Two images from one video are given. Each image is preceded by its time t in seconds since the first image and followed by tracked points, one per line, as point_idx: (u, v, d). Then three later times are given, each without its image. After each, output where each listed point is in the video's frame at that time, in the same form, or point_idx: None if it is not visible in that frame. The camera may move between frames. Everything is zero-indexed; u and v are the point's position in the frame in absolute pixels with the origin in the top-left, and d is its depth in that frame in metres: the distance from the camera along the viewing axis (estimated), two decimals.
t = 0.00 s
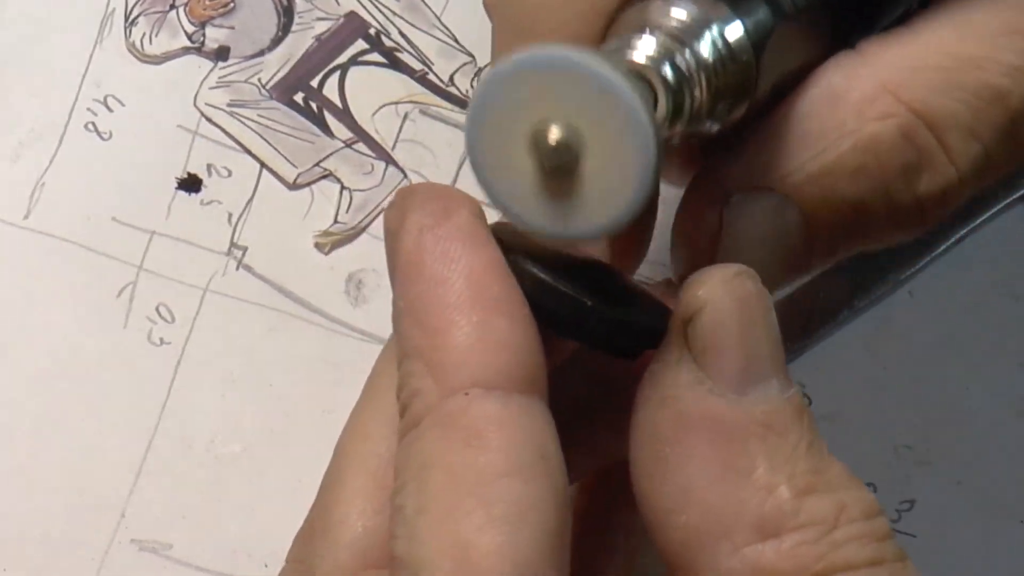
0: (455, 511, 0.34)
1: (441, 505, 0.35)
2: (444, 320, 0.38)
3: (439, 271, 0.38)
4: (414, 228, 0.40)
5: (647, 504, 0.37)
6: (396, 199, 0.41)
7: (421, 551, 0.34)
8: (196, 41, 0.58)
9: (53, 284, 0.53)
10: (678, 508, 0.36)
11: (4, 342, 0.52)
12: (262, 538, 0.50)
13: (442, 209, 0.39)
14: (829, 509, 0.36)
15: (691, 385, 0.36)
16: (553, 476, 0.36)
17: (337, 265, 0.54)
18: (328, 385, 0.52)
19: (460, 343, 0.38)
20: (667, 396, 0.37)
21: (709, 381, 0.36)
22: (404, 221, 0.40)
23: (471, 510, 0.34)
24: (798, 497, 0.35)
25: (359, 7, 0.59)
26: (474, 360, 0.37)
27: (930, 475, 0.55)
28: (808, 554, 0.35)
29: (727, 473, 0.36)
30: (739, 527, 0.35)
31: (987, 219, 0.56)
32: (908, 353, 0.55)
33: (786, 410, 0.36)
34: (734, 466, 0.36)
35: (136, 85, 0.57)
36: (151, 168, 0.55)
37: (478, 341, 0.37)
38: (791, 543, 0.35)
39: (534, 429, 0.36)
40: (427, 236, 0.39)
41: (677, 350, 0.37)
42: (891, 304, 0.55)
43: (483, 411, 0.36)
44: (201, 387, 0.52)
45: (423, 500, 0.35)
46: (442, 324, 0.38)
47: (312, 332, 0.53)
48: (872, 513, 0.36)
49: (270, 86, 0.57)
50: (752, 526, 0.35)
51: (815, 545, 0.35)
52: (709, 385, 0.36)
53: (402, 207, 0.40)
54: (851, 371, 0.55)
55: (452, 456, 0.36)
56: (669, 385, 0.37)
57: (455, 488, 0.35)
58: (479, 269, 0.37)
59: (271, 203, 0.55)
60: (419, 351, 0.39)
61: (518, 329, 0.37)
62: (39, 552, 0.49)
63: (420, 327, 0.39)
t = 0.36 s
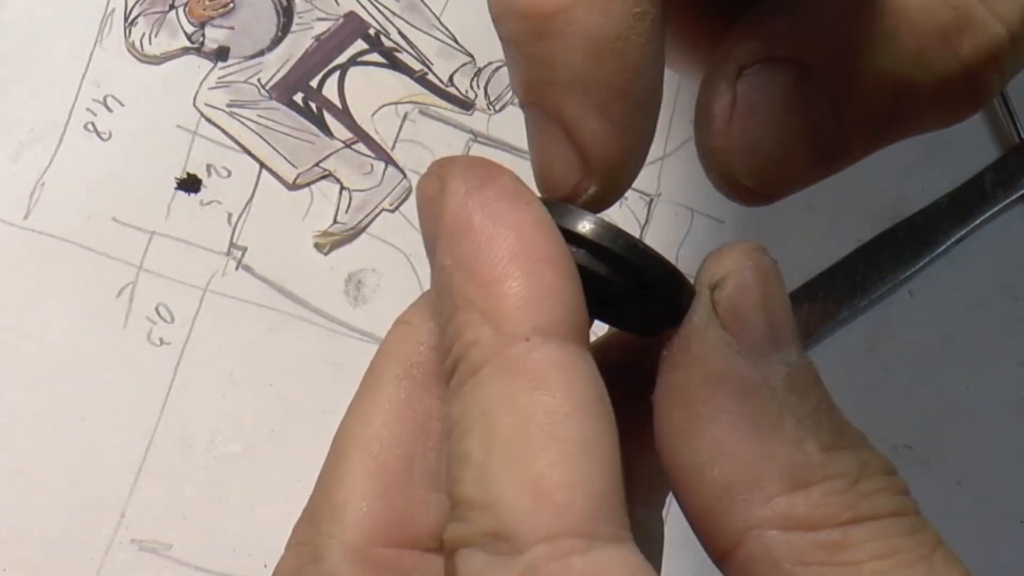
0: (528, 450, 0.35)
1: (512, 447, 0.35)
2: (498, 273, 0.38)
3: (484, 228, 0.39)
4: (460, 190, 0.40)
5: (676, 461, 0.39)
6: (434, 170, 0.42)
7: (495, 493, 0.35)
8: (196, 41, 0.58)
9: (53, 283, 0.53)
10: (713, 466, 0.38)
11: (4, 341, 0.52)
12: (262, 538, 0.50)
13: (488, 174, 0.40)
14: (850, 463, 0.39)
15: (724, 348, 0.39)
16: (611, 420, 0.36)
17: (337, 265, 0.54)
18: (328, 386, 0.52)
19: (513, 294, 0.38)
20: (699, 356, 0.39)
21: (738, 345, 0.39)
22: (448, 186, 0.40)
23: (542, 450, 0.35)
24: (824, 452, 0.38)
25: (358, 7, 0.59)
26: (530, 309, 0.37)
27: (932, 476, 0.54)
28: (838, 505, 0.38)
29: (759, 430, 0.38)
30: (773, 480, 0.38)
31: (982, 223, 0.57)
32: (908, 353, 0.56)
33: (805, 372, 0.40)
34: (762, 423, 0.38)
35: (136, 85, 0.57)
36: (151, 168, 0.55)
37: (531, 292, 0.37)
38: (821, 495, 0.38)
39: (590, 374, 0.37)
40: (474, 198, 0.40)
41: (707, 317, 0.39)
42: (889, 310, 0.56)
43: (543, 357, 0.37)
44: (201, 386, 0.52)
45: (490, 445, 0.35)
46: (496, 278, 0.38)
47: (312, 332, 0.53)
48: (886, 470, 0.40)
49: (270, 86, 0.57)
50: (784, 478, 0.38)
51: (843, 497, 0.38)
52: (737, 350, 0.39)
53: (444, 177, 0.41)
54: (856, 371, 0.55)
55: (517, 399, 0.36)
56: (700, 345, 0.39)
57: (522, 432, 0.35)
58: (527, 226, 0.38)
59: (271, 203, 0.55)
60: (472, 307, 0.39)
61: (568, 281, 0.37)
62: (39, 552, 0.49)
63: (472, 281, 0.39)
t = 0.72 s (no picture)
0: (581, 394, 0.35)
1: (565, 392, 0.35)
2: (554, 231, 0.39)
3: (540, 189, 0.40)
4: (517, 154, 0.41)
5: (724, 420, 0.38)
6: (491, 139, 0.43)
7: (547, 436, 0.35)
8: (196, 41, 0.58)
9: (54, 284, 0.53)
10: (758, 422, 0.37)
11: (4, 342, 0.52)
12: (262, 538, 0.50)
13: (543, 140, 0.41)
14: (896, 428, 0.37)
15: (773, 310, 0.37)
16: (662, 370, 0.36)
17: (337, 265, 0.54)
18: (329, 386, 0.52)
19: (567, 248, 0.38)
20: (747, 314, 0.37)
21: (788, 304, 0.37)
22: (504, 151, 0.41)
23: (595, 395, 0.35)
24: (870, 414, 0.37)
25: (359, 7, 0.59)
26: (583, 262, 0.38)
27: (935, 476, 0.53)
28: (880, 466, 0.36)
29: (804, 390, 0.37)
30: (816, 438, 0.37)
31: (982, 224, 0.57)
32: (908, 352, 0.55)
33: (856, 333, 0.37)
34: (808, 382, 0.37)
35: (136, 85, 0.57)
36: (152, 168, 0.55)
37: (585, 245, 0.38)
38: (863, 457, 0.36)
39: (642, 326, 0.37)
40: (531, 160, 0.40)
41: (758, 276, 0.37)
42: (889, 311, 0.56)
43: (597, 309, 0.37)
44: (201, 387, 0.52)
45: (544, 390, 0.35)
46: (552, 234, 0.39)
47: (312, 332, 0.53)
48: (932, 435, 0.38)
49: (270, 86, 0.57)
50: (827, 438, 0.37)
51: (885, 459, 0.36)
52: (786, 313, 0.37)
53: (500, 144, 0.42)
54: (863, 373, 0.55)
55: (571, 346, 0.36)
56: (748, 304, 0.37)
57: (575, 378, 0.35)
58: (582, 183, 0.39)
59: (271, 203, 0.55)
60: (529, 262, 0.39)
61: (620, 235, 0.38)
62: (39, 552, 0.49)
63: (529, 237, 0.39)
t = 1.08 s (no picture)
0: (566, 400, 0.34)
1: (550, 396, 0.35)
2: (548, 237, 0.38)
3: (536, 195, 0.39)
4: (517, 163, 0.41)
5: (722, 415, 0.38)
6: (495, 148, 0.43)
7: (529, 440, 0.34)
8: (196, 42, 0.58)
9: (54, 284, 0.53)
10: (756, 417, 0.37)
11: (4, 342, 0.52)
12: (262, 538, 0.50)
13: (544, 148, 0.41)
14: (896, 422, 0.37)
15: (775, 301, 0.37)
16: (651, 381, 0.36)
17: (337, 265, 0.54)
18: (329, 387, 0.52)
19: (559, 256, 0.38)
20: (749, 306, 0.37)
21: (790, 298, 0.37)
22: (505, 161, 0.41)
23: (580, 401, 0.34)
24: (870, 408, 0.36)
25: (359, 7, 0.59)
26: (574, 270, 0.37)
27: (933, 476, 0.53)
28: (879, 460, 0.36)
29: (804, 382, 0.36)
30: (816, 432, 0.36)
31: (982, 223, 0.57)
32: (908, 352, 0.55)
33: (856, 329, 0.37)
34: (808, 375, 0.36)
35: (136, 85, 0.57)
36: (152, 168, 0.55)
37: (578, 254, 0.37)
38: (864, 451, 0.36)
39: (631, 335, 0.36)
40: (530, 169, 0.40)
41: (759, 270, 0.37)
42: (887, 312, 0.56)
43: (586, 314, 0.36)
44: (202, 387, 0.52)
45: (530, 395, 0.35)
46: (545, 241, 0.38)
47: (311, 332, 0.53)
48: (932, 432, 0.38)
49: (270, 86, 0.57)
50: (827, 432, 0.36)
51: (885, 454, 0.36)
52: (789, 304, 0.37)
53: (503, 153, 0.42)
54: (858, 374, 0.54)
55: (558, 354, 0.35)
56: (751, 297, 0.37)
57: (562, 382, 0.35)
58: (578, 192, 0.39)
59: (272, 203, 0.55)
60: (521, 269, 0.39)
61: (613, 241, 0.37)
62: (39, 552, 0.49)
63: (523, 245, 0.39)
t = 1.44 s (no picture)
0: (417, 489, 0.32)
1: (408, 486, 0.32)
2: (410, 320, 0.36)
3: (405, 269, 0.37)
4: (394, 234, 0.38)
5: (637, 472, 0.35)
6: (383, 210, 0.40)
7: (388, 528, 0.32)
8: (196, 42, 0.58)
9: (53, 284, 0.53)
10: (674, 473, 0.34)
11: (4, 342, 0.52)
12: (261, 538, 0.50)
13: (428, 219, 0.38)
14: (813, 455, 0.34)
15: (670, 355, 0.34)
16: (509, 465, 0.34)
17: (336, 265, 0.54)
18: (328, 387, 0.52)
19: (417, 341, 0.36)
20: (646, 366, 0.34)
21: (685, 350, 0.34)
22: (385, 227, 0.38)
23: (434, 489, 0.32)
24: (782, 447, 0.33)
25: (359, 7, 0.59)
26: (433, 355, 0.35)
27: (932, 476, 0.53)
28: (803, 499, 0.33)
29: (714, 433, 0.33)
30: (736, 482, 0.33)
31: (984, 224, 0.57)
32: (907, 355, 0.55)
33: (757, 369, 0.34)
34: (719, 424, 0.33)
35: (136, 85, 0.57)
36: (152, 167, 0.55)
37: (433, 340, 0.35)
38: (785, 491, 0.33)
39: (482, 422, 0.34)
40: (406, 242, 0.37)
41: (649, 326, 0.34)
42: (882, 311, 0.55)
43: (437, 404, 0.34)
44: (202, 387, 0.52)
45: (384, 486, 0.33)
46: (405, 327, 0.36)
47: (311, 332, 0.53)
48: (849, 455, 0.35)
49: (270, 86, 0.57)
50: (745, 480, 0.33)
51: (808, 492, 0.33)
52: (681, 357, 0.34)
53: (384, 218, 0.39)
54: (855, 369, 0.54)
55: (410, 440, 0.33)
56: (646, 358, 0.34)
57: (422, 467, 0.32)
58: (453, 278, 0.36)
59: (272, 203, 0.55)
60: (377, 349, 0.36)
61: (473, 329, 0.35)
62: (39, 552, 0.49)
63: (386, 321, 0.36)
